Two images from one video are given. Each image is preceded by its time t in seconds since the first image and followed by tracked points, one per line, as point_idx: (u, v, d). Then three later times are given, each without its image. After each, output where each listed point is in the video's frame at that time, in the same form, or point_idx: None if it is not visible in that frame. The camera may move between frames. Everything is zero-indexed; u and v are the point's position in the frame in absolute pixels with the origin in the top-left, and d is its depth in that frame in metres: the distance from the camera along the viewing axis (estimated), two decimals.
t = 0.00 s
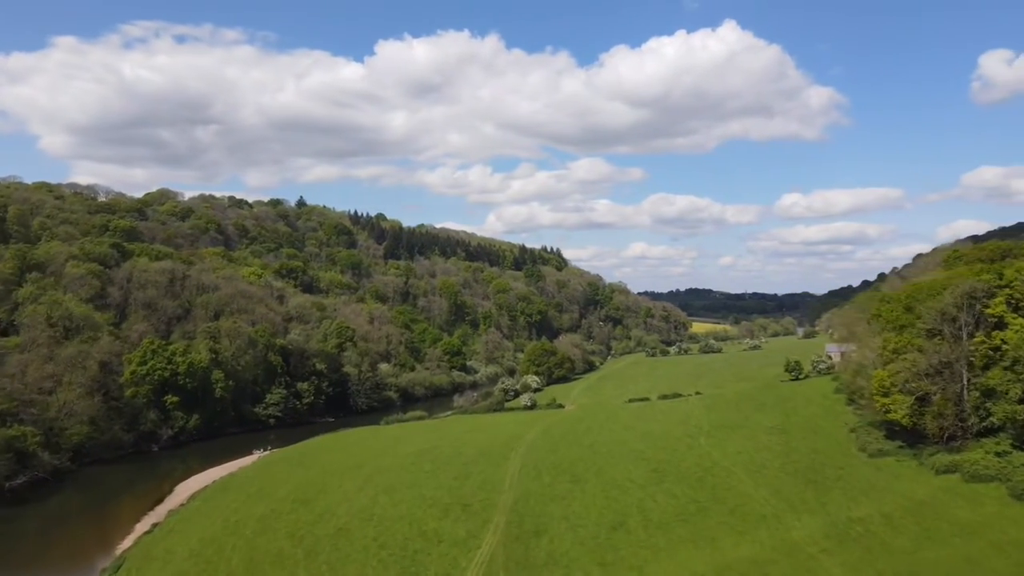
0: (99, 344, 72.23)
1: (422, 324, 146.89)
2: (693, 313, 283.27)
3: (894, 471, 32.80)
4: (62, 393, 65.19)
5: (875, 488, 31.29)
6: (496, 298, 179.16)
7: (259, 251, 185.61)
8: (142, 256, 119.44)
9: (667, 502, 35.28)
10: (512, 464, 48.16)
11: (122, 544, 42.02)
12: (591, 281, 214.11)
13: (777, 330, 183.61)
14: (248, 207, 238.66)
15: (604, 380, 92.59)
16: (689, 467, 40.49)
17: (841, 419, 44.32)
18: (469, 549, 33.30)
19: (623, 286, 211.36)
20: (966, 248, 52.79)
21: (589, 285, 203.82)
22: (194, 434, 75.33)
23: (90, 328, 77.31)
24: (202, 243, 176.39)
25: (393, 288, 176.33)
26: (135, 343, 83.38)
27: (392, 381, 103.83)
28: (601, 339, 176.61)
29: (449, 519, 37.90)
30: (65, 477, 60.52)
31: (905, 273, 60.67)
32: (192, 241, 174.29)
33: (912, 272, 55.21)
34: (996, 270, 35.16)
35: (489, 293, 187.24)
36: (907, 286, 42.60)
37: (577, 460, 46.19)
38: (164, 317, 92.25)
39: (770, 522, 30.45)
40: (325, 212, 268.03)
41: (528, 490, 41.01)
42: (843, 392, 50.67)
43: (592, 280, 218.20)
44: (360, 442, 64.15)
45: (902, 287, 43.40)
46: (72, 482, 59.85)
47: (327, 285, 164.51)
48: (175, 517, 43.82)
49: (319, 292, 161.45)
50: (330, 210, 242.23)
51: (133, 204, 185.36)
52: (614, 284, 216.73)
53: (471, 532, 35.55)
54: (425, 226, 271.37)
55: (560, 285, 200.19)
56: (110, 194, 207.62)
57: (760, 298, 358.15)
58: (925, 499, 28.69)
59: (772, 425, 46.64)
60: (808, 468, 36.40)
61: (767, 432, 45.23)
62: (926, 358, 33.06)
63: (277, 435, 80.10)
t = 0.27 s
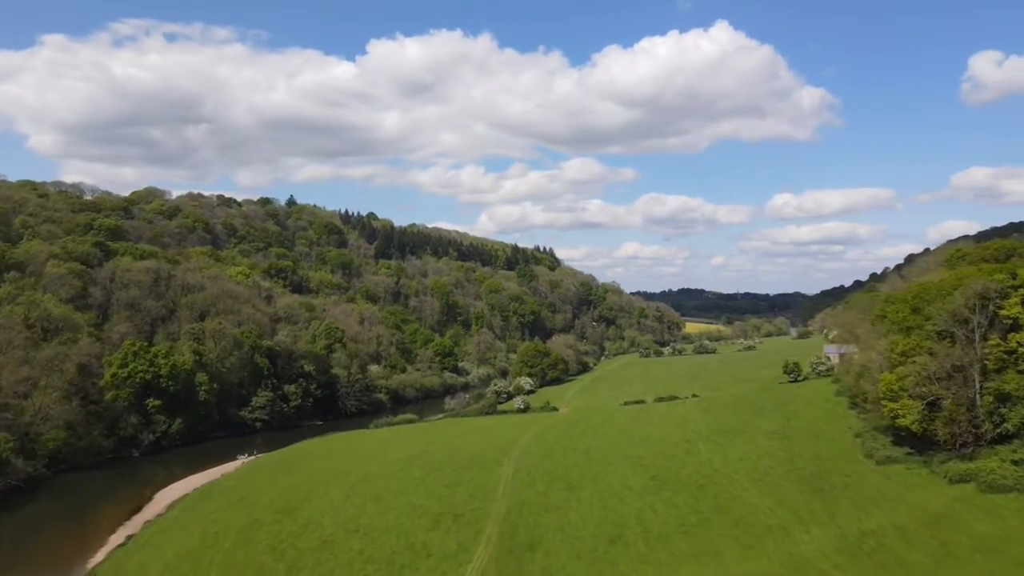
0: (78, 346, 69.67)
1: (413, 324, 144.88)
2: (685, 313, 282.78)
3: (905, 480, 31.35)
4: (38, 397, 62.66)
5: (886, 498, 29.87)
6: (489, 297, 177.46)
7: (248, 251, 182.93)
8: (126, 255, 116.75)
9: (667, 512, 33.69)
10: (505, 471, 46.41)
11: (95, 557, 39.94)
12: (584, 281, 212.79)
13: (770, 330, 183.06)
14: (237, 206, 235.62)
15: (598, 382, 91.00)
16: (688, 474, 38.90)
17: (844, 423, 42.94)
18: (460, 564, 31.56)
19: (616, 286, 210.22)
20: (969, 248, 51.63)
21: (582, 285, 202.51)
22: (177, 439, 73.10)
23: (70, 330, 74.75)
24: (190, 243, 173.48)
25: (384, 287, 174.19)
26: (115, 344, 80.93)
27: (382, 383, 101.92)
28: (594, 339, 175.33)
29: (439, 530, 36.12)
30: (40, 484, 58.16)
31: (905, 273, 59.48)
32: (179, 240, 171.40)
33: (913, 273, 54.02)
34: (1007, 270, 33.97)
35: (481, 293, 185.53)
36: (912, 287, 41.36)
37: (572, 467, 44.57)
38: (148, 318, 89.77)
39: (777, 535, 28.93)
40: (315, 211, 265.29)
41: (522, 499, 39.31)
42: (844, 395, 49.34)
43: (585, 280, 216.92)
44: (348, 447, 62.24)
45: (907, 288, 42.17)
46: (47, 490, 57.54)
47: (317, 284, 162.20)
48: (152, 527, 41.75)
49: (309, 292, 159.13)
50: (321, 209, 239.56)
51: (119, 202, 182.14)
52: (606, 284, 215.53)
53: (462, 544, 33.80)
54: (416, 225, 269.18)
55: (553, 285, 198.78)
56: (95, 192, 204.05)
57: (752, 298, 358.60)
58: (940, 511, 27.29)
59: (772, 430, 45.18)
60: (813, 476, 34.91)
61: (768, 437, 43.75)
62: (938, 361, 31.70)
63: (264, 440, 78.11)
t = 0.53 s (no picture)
0: (56, 348, 67.13)
1: (405, 325, 142.90)
2: (678, 313, 282.23)
3: (917, 489, 29.90)
4: (13, 401, 60.03)
5: (898, 509, 28.38)
6: (481, 298, 175.72)
7: (236, 250, 180.24)
8: (109, 254, 114.06)
9: (668, 523, 32.07)
10: (497, 478, 44.72)
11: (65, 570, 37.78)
12: (577, 281, 211.45)
13: (763, 331, 182.52)
14: (226, 205, 232.70)
15: (592, 384, 89.48)
16: (688, 482, 37.34)
17: (848, 428, 41.54)
18: None
19: (609, 286, 209.03)
20: (973, 248, 50.38)
21: (575, 285, 201.18)
22: (158, 444, 70.84)
23: (48, 331, 72.17)
24: (177, 242, 170.53)
25: (375, 288, 172.04)
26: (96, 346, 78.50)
27: (372, 386, 99.93)
28: (587, 340, 174.02)
29: (428, 542, 34.36)
30: (14, 492, 55.66)
31: (906, 274, 58.29)
32: (166, 239, 168.52)
33: (915, 274, 52.83)
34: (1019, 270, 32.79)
35: (473, 293, 183.78)
36: (918, 287, 40.12)
37: (567, 474, 42.96)
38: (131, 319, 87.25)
39: (785, 548, 27.37)
40: (305, 210, 262.61)
41: (515, 508, 37.61)
42: (847, 398, 47.95)
43: (578, 280, 215.57)
44: (335, 453, 60.30)
45: (912, 288, 40.93)
46: (22, 497, 55.12)
47: (306, 284, 159.91)
48: (127, 539, 39.66)
49: (298, 292, 156.82)
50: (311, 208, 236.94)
51: (104, 201, 178.97)
52: (599, 284, 214.33)
53: (453, 559, 32.04)
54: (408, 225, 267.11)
55: (545, 285, 197.33)
56: (81, 190, 200.58)
57: (745, 298, 358.82)
58: (958, 524, 25.83)
59: (774, 435, 43.73)
60: (819, 484, 33.43)
61: (769, 442, 42.28)
62: (951, 365, 30.39)
63: (249, 444, 76.10)
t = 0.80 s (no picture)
0: (32, 350, 64.61)
1: (396, 326, 140.84)
2: (671, 313, 281.70)
3: (931, 500, 28.43)
4: None
5: (913, 522, 26.94)
6: (473, 298, 173.96)
7: (224, 250, 177.59)
8: (92, 254, 111.38)
9: (670, 536, 30.48)
10: (490, 486, 43.02)
11: None
12: (570, 281, 209.98)
13: (757, 331, 181.79)
14: (214, 204, 229.68)
15: (586, 386, 87.93)
16: (689, 491, 35.80)
17: (852, 433, 40.15)
18: None
19: (602, 286, 207.78)
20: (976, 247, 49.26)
21: (568, 285, 199.82)
22: (139, 449, 68.59)
23: (24, 333, 69.63)
24: (164, 241, 167.54)
25: (365, 287, 169.80)
26: (75, 348, 76.05)
27: (362, 388, 97.92)
28: (581, 340, 172.63)
29: (418, 556, 32.63)
30: None
31: (908, 274, 56.99)
32: (152, 238, 165.60)
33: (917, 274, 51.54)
34: None
35: (465, 293, 181.99)
36: (924, 288, 38.89)
37: (562, 482, 41.36)
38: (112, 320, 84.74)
39: (796, 564, 25.84)
40: (295, 209, 259.91)
41: (509, 519, 35.95)
42: (850, 402, 46.54)
43: (571, 280, 214.18)
44: (321, 458, 58.40)
45: (917, 289, 39.69)
46: None
47: (296, 284, 157.53)
48: (99, 553, 37.60)
49: (287, 292, 154.47)
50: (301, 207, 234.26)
51: (90, 199, 175.73)
52: (593, 284, 213.00)
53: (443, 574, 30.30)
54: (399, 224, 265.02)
55: (538, 285, 195.83)
56: (65, 188, 197.04)
57: (737, 298, 359.11)
58: (980, 540, 24.39)
59: (776, 440, 42.26)
60: (826, 492, 31.98)
61: (771, 447, 40.83)
62: (965, 369, 29.06)
63: (235, 449, 74.09)
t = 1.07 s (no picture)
0: (7, 351, 62.03)
1: (386, 326, 138.77)
2: (664, 313, 281.06)
3: (946, 511, 26.94)
4: None
5: (929, 535, 25.48)
6: (465, 297, 172.10)
7: (212, 249, 174.80)
8: (74, 253, 108.65)
9: (671, 549, 28.87)
10: (481, 495, 41.32)
11: None
12: (563, 281, 208.46)
13: (750, 331, 180.99)
14: (202, 202, 226.51)
15: (580, 387, 86.38)
16: (689, 500, 34.24)
17: (856, 437, 38.75)
18: None
19: (595, 286, 206.48)
20: (980, 246, 48.05)
21: (560, 285, 198.34)
22: (118, 455, 66.22)
23: None
24: (150, 240, 164.57)
25: (356, 287, 167.52)
26: (53, 350, 73.60)
27: (351, 390, 95.90)
28: (573, 340, 171.23)
29: (405, 571, 30.85)
30: None
31: (909, 274, 55.66)
32: (138, 237, 162.58)
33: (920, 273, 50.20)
34: None
35: (457, 293, 180.12)
36: (931, 287, 37.52)
37: (556, 490, 39.71)
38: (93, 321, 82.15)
39: None
40: (285, 208, 257.05)
41: (501, 530, 34.24)
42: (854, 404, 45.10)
43: (564, 280, 212.69)
44: (307, 464, 56.42)
45: (923, 288, 38.37)
46: None
47: (285, 284, 155.09)
48: (68, 568, 35.52)
49: (276, 292, 152.02)
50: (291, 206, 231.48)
51: (74, 197, 172.33)
52: (585, 284, 211.65)
53: None
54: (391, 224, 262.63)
55: (531, 285, 194.22)
56: (49, 186, 193.35)
57: (729, 297, 359.31)
58: (1003, 556, 22.92)
59: (778, 444, 40.82)
60: (834, 501, 30.52)
61: (774, 452, 39.36)
62: (984, 373, 27.61)
63: (218, 453, 72.10)
